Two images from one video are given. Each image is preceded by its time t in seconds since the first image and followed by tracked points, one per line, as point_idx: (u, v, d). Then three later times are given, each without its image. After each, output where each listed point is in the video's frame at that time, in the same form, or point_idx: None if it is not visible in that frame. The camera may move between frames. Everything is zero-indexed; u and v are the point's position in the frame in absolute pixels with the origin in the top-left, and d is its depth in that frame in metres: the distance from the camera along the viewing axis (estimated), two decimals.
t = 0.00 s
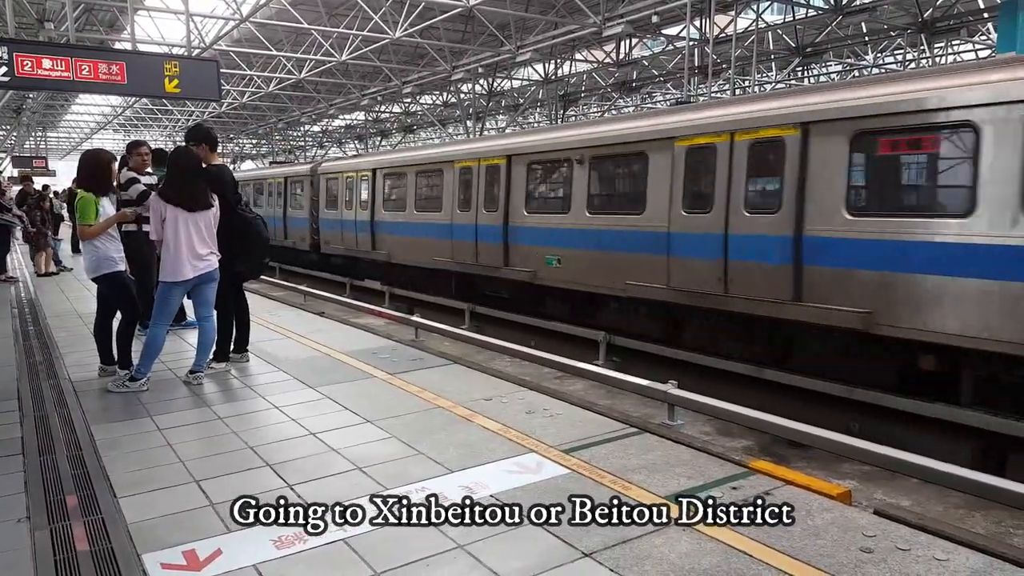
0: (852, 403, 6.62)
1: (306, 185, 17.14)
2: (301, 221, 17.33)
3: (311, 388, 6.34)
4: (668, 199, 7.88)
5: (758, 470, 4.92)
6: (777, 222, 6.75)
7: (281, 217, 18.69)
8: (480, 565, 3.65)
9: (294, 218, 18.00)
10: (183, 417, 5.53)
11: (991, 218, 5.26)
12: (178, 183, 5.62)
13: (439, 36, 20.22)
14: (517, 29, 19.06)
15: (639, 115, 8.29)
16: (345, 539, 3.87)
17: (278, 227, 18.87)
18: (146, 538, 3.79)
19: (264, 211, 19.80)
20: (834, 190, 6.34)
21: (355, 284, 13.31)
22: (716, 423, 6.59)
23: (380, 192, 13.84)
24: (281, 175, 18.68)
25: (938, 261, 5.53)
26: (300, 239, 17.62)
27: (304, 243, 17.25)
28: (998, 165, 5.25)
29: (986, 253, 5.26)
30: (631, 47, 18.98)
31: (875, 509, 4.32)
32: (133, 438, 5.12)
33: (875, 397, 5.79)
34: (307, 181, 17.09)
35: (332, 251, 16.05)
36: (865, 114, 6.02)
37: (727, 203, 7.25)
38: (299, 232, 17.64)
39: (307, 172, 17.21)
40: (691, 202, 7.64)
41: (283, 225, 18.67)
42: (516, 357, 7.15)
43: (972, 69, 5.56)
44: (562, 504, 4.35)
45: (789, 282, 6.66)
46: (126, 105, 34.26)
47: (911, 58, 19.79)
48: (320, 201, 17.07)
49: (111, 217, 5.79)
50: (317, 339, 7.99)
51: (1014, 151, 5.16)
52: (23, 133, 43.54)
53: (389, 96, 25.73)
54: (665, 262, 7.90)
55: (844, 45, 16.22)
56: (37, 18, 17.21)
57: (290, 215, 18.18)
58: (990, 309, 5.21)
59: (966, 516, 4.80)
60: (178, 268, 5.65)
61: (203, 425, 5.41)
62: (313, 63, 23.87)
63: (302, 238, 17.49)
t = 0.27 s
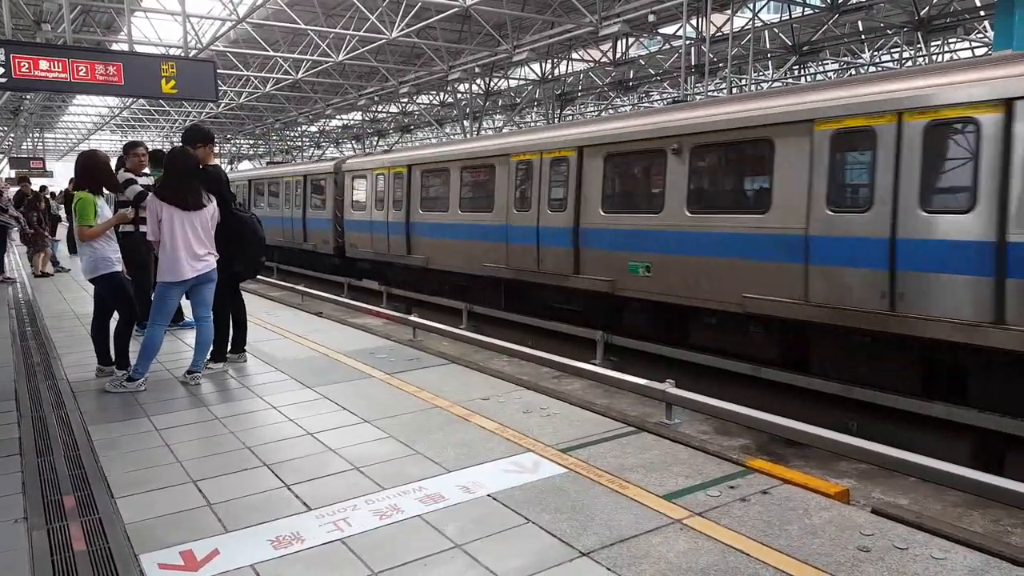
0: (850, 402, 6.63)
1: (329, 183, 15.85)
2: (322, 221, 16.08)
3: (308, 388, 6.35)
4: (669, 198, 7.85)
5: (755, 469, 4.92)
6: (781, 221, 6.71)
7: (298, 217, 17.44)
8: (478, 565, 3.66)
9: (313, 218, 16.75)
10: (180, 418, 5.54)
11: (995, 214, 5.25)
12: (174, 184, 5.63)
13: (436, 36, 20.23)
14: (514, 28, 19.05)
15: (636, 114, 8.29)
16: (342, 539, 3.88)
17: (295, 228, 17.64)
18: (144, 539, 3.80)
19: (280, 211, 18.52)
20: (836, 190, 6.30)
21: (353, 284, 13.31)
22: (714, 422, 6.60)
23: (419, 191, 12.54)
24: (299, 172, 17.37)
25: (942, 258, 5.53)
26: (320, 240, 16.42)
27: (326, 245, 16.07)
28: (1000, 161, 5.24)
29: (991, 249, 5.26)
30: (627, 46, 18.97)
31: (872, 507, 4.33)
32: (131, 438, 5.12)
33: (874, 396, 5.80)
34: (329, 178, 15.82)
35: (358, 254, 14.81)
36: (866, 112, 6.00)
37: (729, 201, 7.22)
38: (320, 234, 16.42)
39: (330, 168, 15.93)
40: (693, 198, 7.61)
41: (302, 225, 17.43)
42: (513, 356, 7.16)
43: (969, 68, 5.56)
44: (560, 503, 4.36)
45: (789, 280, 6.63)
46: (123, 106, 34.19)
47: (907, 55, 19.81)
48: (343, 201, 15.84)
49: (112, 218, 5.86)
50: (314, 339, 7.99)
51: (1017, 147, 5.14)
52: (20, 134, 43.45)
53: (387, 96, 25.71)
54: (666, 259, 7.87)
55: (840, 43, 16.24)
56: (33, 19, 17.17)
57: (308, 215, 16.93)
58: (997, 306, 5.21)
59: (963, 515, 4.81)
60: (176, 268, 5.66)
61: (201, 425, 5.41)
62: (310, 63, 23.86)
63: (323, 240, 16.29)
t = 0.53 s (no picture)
0: (852, 404, 6.62)
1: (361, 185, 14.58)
2: (354, 226, 14.81)
3: (309, 391, 6.36)
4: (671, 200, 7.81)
5: (757, 472, 4.92)
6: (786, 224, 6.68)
7: (325, 222, 16.18)
8: (478, 568, 3.66)
9: (342, 222, 15.46)
10: (180, 421, 5.55)
11: (994, 214, 5.20)
12: (174, 186, 5.64)
13: (437, 38, 20.26)
14: (515, 30, 19.06)
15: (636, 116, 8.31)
16: (342, 542, 3.88)
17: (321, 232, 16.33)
18: (145, 542, 3.81)
19: (304, 215, 17.26)
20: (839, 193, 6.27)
21: (354, 286, 13.32)
22: (716, 425, 6.60)
23: (468, 195, 11.26)
24: (327, 173, 16.04)
25: (942, 259, 5.49)
26: (350, 246, 15.18)
27: (357, 251, 14.83)
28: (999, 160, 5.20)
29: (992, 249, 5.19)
30: (628, 49, 18.97)
31: (874, 510, 4.33)
32: (132, 442, 5.13)
33: (875, 398, 5.78)
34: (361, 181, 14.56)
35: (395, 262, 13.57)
36: (868, 113, 5.98)
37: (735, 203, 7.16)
38: (349, 239, 15.19)
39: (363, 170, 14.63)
40: (701, 200, 7.49)
41: (329, 230, 16.14)
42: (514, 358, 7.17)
43: (969, 69, 5.56)
44: (561, 508, 4.36)
45: (789, 281, 6.61)
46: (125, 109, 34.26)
47: (908, 56, 19.79)
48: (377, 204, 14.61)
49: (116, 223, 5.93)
50: (315, 342, 8.01)
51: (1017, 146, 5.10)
52: (22, 138, 43.52)
53: (388, 99, 25.72)
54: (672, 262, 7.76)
55: (841, 44, 16.24)
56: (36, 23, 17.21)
57: (336, 219, 15.65)
58: (998, 306, 5.15)
59: (967, 517, 4.80)
60: (176, 270, 5.67)
61: (202, 429, 5.42)
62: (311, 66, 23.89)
63: (354, 246, 15.03)
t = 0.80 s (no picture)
0: (852, 402, 6.62)
1: (396, 188, 13.27)
2: (386, 231, 13.46)
3: (309, 395, 6.34)
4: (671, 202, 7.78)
5: (758, 471, 4.91)
6: (784, 223, 6.62)
7: (352, 227, 14.85)
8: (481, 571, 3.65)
9: (372, 228, 14.14)
10: (180, 427, 5.53)
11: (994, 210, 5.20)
12: (172, 193, 5.63)
13: (434, 42, 20.29)
14: (512, 33, 19.10)
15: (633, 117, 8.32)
16: (344, 547, 3.87)
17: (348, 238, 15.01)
18: (146, 549, 3.80)
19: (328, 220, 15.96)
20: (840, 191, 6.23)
21: (353, 290, 13.32)
22: (717, 424, 6.58)
23: (525, 202, 9.93)
24: (355, 174, 14.70)
25: (944, 258, 5.49)
26: (381, 253, 13.86)
27: (389, 259, 13.52)
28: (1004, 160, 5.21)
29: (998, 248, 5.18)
30: (625, 50, 18.99)
31: (876, 508, 4.32)
32: (131, 448, 5.12)
33: (877, 396, 5.76)
34: (397, 184, 13.24)
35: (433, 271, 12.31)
36: (867, 112, 5.97)
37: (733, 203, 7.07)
38: (379, 246, 13.89)
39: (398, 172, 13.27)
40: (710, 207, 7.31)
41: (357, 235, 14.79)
42: (514, 360, 7.16)
43: (966, 67, 5.57)
44: (561, 509, 4.35)
45: (788, 280, 6.60)
46: (122, 115, 34.26)
47: (904, 56, 19.83)
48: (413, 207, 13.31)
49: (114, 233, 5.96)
50: (314, 346, 8.00)
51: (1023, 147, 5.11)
52: (20, 144, 43.50)
53: (386, 102, 25.72)
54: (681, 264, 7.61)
55: (838, 45, 16.28)
56: (33, 30, 17.21)
57: (365, 224, 14.33)
58: (999, 303, 5.15)
59: (968, 514, 4.79)
60: (173, 277, 5.65)
61: (202, 434, 5.41)
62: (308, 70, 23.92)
63: (385, 253, 13.70)
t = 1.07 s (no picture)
0: (846, 401, 6.63)
1: (433, 186, 12.11)
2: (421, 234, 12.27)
3: (304, 396, 6.33)
4: (668, 201, 7.78)
5: (753, 470, 4.92)
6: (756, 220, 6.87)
7: (377, 228, 13.78)
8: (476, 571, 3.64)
9: (401, 230, 12.98)
10: (174, 428, 5.52)
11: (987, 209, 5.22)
12: (166, 194, 5.62)
13: (429, 42, 20.29)
14: (507, 34, 19.12)
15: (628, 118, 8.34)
16: (339, 548, 3.86)
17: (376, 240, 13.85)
18: (141, 550, 3.79)
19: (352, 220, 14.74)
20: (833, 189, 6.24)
21: (349, 291, 13.32)
22: (713, 424, 6.59)
23: (593, 199, 8.78)
24: (383, 170, 13.50)
25: (937, 256, 5.53)
26: (412, 258, 12.71)
27: (424, 264, 12.36)
28: (991, 158, 5.27)
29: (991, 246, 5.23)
30: (619, 50, 19.03)
31: (870, 506, 4.33)
32: (125, 450, 5.10)
33: (871, 395, 5.78)
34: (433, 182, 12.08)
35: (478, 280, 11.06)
36: (861, 112, 5.99)
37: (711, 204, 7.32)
38: (411, 249, 12.67)
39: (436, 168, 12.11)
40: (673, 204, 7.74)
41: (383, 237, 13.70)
42: (510, 360, 7.16)
43: (959, 67, 5.59)
44: (557, 509, 4.35)
45: (783, 280, 6.62)
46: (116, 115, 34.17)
47: (898, 56, 19.92)
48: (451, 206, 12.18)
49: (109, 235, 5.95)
50: (310, 347, 7.99)
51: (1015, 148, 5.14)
52: (13, 145, 43.33)
53: (381, 103, 25.71)
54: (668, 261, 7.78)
55: (832, 45, 16.33)
56: (26, 30, 17.14)
57: (394, 226, 13.17)
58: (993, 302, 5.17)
59: (962, 512, 4.80)
60: (167, 278, 5.62)
61: (197, 436, 5.40)
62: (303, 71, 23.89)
63: (417, 257, 12.53)
